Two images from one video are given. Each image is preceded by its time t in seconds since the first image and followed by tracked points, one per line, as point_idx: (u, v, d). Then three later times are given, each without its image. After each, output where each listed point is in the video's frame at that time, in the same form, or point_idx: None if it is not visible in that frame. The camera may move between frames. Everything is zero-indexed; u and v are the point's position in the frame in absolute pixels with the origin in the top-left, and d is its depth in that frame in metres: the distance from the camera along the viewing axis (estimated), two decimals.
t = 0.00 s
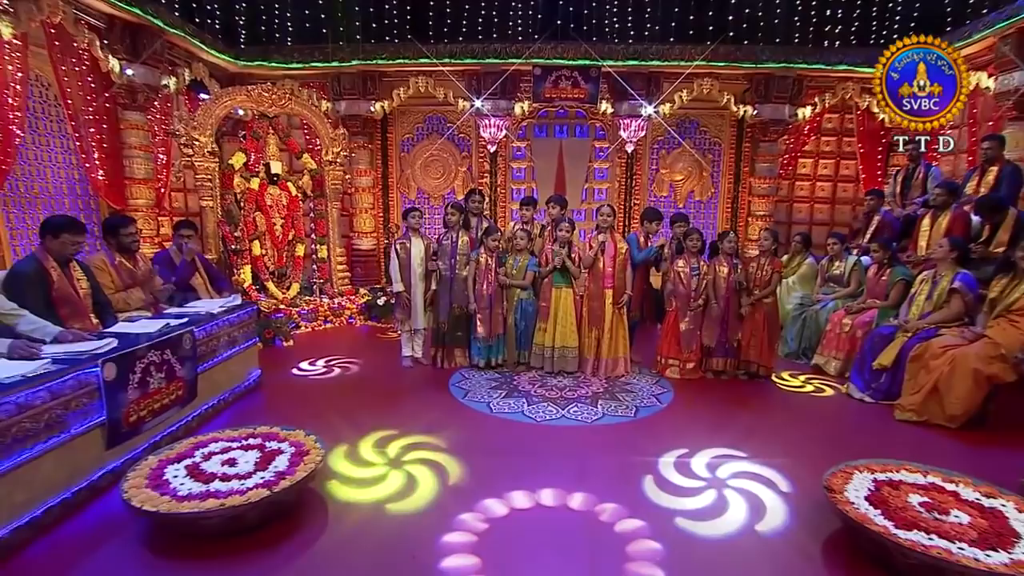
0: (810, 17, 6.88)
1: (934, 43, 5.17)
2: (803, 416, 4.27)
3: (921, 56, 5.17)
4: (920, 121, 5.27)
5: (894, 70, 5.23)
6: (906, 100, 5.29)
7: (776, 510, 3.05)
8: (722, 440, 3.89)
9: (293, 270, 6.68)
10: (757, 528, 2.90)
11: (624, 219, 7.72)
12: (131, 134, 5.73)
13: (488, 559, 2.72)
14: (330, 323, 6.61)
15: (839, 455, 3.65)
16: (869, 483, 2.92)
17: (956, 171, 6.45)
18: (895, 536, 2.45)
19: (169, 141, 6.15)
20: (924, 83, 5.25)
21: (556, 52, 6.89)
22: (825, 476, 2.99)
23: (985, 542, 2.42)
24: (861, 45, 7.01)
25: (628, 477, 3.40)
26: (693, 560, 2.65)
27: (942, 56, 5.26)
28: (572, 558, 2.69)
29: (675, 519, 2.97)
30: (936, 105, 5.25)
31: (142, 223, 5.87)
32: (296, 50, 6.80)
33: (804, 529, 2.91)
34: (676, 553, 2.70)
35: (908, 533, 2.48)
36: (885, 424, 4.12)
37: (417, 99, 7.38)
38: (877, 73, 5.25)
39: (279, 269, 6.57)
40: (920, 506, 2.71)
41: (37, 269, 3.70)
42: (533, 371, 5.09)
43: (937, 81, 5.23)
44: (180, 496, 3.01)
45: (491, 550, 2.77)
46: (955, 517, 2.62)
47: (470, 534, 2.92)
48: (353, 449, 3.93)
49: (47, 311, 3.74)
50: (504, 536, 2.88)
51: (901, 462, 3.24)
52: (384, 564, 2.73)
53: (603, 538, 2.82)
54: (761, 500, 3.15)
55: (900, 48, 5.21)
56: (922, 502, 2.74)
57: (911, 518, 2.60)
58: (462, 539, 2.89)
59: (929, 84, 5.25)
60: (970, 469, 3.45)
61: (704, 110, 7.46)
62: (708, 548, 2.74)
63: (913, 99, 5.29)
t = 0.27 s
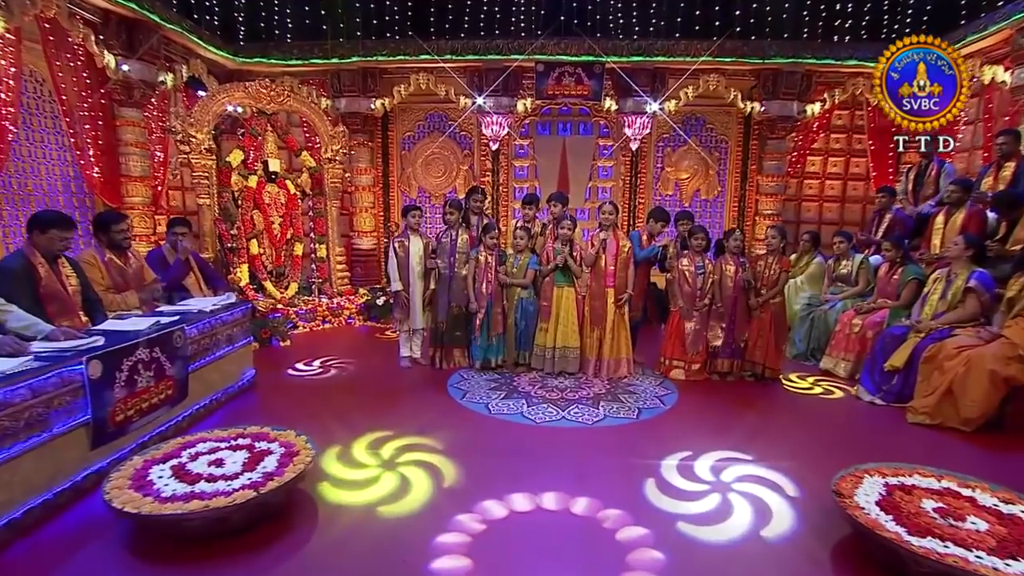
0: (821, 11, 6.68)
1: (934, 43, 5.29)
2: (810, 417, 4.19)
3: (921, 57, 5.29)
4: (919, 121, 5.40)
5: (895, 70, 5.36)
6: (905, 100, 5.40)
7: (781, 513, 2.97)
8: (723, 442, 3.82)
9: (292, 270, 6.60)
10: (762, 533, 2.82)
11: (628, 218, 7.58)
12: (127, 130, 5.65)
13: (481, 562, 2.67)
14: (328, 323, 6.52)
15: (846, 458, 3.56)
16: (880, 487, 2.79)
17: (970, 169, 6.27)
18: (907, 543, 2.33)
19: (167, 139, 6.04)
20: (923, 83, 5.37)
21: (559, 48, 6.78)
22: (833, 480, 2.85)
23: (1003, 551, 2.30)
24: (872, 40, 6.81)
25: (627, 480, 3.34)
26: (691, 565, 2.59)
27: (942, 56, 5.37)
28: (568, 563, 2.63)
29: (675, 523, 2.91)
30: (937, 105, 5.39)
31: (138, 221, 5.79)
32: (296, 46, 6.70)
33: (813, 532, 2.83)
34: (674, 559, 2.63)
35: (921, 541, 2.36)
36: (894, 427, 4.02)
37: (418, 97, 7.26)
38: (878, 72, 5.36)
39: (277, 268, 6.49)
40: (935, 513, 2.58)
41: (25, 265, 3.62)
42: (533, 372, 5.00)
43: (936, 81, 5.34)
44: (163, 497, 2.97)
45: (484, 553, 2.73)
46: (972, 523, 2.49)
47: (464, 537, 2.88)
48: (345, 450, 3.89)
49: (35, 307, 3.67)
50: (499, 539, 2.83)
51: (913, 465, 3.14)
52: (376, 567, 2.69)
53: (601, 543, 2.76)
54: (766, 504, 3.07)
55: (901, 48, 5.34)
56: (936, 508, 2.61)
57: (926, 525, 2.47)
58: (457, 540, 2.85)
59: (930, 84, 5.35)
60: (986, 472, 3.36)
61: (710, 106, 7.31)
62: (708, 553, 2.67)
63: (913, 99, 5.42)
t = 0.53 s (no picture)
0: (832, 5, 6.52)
1: (935, 43, 5.18)
2: (818, 422, 4.06)
3: (921, 56, 5.17)
4: (920, 122, 5.28)
5: (894, 71, 5.24)
6: (905, 100, 5.29)
7: (787, 521, 2.86)
8: (726, 446, 3.70)
9: (289, 270, 6.48)
10: (768, 543, 2.70)
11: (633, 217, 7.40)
12: (121, 127, 5.54)
13: (472, 570, 2.57)
14: (325, 325, 6.39)
15: (857, 464, 3.43)
16: (893, 495, 2.69)
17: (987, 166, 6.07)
18: (922, 554, 2.24)
19: (162, 137, 5.93)
20: (923, 83, 5.25)
21: (563, 44, 6.63)
22: (844, 487, 2.76)
23: None
24: (885, 34, 6.62)
25: (626, 485, 3.23)
26: None
27: (942, 56, 5.26)
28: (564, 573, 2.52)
29: (676, 531, 2.79)
30: (936, 105, 5.28)
31: (131, 219, 5.68)
32: (295, 43, 6.58)
33: (822, 541, 2.71)
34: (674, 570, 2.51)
35: (937, 552, 2.26)
36: (905, 432, 3.89)
37: (418, 94, 7.17)
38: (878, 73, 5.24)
39: (274, 268, 6.37)
40: (952, 522, 2.48)
41: (6, 263, 3.50)
42: (533, 374, 4.87)
43: (936, 82, 5.23)
44: (139, 501, 2.90)
45: (477, 561, 2.62)
46: (993, 535, 2.39)
47: (457, 543, 2.78)
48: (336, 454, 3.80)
49: (15, 306, 3.55)
50: (493, 546, 2.73)
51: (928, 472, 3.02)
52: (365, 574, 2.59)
53: (599, 553, 2.65)
54: (772, 512, 2.95)
55: (901, 47, 5.21)
56: (954, 517, 2.51)
57: (943, 535, 2.38)
58: (450, 547, 2.76)
59: (929, 84, 5.25)
60: (1004, 480, 3.23)
61: (718, 103, 7.14)
62: (710, 563, 2.55)
63: (913, 99, 5.30)
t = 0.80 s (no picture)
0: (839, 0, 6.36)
1: (935, 43, 5.00)
2: (823, 431, 3.91)
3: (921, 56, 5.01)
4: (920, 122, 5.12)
5: (894, 71, 5.09)
6: (905, 100, 5.13)
7: (791, 535, 2.72)
8: (728, 455, 3.58)
9: (282, 273, 6.34)
10: (770, 557, 2.56)
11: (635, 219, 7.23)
12: (109, 126, 5.42)
13: None
14: (319, 329, 6.23)
15: (865, 475, 3.30)
16: (903, 506, 2.57)
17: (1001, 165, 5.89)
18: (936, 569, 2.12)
19: (153, 136, 5.83)
20: (923, 83, 5.08)
21: (562, 42, 6.49)
22: (851, 496, 2.63)
23: None
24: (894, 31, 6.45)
25: (624, 494, 3.10)
26: None
27: (942, 56, 5.09)
28: None
29: (674, 544, 2.66)
30: (936, 105, 5.12)
31: (119, 221, 5.55)
32: (290, 41, 6.47)
33: (827, 554, 2.57)
34: None
35: (951, 568, 2.14)
36: (913, 442, 3.77)
37: (415, 93, 7.03)
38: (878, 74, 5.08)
39: (267, 271, 6.24)
40: (965, 536, 2.36)
41: None
42: (530, 379, 4.74)
43: (936, 82, 5.06)
44: (109, 510, 2.77)
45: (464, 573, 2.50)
46: (1009, 550, 2.27)
47: (445, 553, 2.66)
48: (322, 460, 3.67)
49: None
50: (482, 557, 2.61)
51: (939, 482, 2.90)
52: None
53: (593, 566, 2.52)
54: (775, 524, 2.81)
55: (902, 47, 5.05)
56: (968, 530, 2.39)
57: (956, 550, 2.26)
58: (436, 557, 2.63)
59: (929, 84, 5.08)
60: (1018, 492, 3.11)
61: (722, 102, 6.98)
62: None
63: (913, 99, 5.13)
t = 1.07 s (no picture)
0: None
1: (934, 42, 4.92)
2: (827, 440, 3.78)
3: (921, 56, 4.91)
4: (919, 123, 5.05)
5: (894, 71, 5.00)
6: (905, 100, 5.06)
7: (792, 546, 2.60)
8: (728, 463, 3.45)
9: (274, 277, 6.21)
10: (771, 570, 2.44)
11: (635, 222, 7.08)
12: (98, 127, 5.31)
13: None
14: (311, 334, 6.07)
15: (871, 485, 3.18)
16: (911, 518, 2.46)
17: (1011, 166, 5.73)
18: None
19: (143, 138, 5.72)
20: (923, 83, 5.01)
21: (561, 42, 6.36)
22: (855, 508, 2.52)
23: None
24: (901, 29, 6.29)
25: (619, 504, 2.99)
26: None
27: (942, 56, 5.02)
28: None
29: (670, 556, 2.54)
30: (936, 105, 5.03)
31: (107, 223, 5.42)
32: (284, 42, 6.34)
33: (833, 568, 2.45)
34: None
35: None
36: (921, 450, 3.64)
37: (411, 94, 6.92)
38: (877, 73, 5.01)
39: (259, 275, 6.11)
40: (976, 550, 2.25)
41: None
42: (526, 386, 4.62)
43: (936, 82, 4.98)
44: (77, 520, 2.65)
45: None
46: None
47: (430, 564, 2.54)
48: (307, 468, 3.55)
49: None
50: (468, 569, 2.49)
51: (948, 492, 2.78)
52: None
53: None
54: (777, 536, 2.69)
55: (901, 47, 4.97)
56: (979, 544, 2.27)
57: (966, 565, 2.15)
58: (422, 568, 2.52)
59: (929, 84, 5.00)
60: None
61: (724, 103, 6.84)
62: None
63: (912, 99, 5.04)
